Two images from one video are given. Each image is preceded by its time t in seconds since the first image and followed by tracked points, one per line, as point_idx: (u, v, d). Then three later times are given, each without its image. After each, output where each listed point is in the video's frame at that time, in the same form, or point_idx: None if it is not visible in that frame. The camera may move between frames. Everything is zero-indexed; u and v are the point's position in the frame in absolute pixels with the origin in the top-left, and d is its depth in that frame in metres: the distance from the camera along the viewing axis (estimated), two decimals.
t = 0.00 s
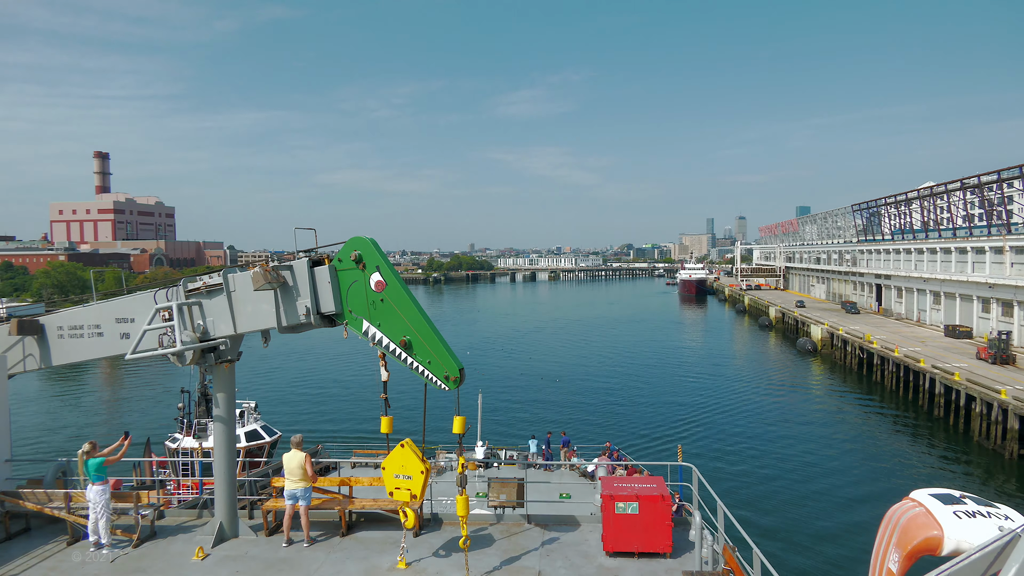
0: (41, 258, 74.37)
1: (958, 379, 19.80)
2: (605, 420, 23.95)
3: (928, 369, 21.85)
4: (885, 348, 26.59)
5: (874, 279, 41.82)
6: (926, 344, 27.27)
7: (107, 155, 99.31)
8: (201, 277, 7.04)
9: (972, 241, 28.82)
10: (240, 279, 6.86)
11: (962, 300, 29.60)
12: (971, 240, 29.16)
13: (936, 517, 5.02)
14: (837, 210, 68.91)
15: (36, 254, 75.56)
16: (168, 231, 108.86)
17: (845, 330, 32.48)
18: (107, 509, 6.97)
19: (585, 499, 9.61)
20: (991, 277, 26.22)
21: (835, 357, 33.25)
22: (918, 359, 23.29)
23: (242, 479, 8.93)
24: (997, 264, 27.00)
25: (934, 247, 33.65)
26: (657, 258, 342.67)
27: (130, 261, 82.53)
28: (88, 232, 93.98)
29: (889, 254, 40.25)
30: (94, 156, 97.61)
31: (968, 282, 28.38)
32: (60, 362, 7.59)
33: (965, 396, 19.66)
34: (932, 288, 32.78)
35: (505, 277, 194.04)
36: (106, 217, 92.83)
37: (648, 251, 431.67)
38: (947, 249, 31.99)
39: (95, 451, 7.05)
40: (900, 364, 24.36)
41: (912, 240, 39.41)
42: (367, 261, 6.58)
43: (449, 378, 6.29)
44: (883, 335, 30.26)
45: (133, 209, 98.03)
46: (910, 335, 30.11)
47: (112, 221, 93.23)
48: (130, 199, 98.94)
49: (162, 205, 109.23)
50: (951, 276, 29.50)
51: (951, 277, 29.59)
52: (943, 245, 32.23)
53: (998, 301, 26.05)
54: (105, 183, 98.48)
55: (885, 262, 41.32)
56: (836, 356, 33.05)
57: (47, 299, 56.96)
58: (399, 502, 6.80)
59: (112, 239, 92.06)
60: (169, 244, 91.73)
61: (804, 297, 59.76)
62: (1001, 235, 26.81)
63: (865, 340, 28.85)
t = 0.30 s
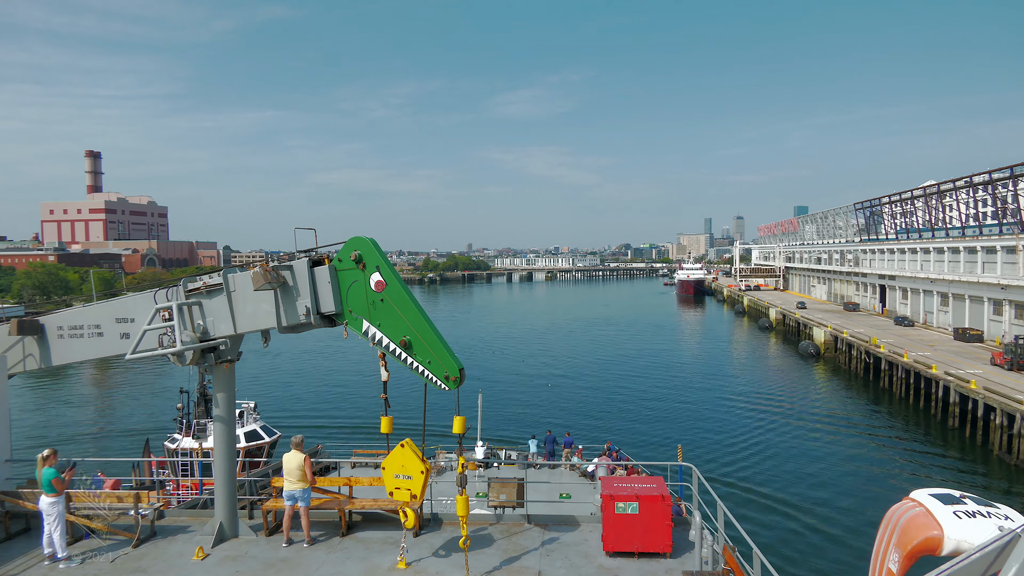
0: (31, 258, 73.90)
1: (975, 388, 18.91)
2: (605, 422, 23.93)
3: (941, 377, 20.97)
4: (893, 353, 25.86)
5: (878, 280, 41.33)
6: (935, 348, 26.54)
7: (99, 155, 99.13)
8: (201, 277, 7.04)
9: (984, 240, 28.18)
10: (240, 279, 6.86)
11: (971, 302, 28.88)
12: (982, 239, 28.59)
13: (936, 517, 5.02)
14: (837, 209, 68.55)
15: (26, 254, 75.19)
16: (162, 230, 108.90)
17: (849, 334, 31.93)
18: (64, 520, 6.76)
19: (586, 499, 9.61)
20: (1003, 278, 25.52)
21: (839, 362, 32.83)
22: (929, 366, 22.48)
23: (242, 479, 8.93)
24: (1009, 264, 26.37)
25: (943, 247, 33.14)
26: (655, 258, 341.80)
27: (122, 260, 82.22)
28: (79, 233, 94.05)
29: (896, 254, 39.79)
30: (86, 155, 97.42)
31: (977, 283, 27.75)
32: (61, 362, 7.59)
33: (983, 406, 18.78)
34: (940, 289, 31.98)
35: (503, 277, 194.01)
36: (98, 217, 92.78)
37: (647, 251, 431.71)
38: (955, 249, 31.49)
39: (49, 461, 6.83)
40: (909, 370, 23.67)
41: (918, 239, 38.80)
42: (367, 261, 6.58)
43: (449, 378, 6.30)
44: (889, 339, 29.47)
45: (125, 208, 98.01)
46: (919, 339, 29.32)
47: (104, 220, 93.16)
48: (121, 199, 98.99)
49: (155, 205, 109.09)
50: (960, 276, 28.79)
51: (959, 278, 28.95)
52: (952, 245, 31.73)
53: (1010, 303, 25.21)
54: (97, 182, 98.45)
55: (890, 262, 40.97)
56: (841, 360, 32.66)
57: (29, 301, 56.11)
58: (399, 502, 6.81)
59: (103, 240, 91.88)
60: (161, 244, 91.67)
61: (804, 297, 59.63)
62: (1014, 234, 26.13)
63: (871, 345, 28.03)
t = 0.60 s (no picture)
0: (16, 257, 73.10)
1: (989, 399, 18.29)
2: (604, 424, 23.91)
3: (952, 386, 20.34)
4: (899, 359, 25.40)
5: (879, 281, 41.10)
6: (942, 354, 26.10)
7: (88, 153, 98.99)
8: (201, 277, 7.04)
9: (991, 240, 27.90)
10: (240, 279, 6.86)
11: (978, 305, 28.55)
12: (988, 240, 28.30)
13: (936, 517, 5.02)
14: (835, 209, 68.38)
15: (13, 254, 74.43)
16: (151, 229, 108.82)
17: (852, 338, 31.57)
18: (65, 521, 6.76)
19: (586, 499, 9.61)
20: (1012, 280, 25.19)
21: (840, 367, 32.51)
22: (939, 374, 21.87)
23: (242, 479, 8.93)
24: (1017, 265, 26.09)
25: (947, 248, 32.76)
26: (653, 258, 341.94)
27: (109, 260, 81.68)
28: (67, 232, 93.73)
29: (898, 254, 39.51)
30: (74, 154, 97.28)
31: (985, 286, 27.41)
32: (61, 362, 7.59)
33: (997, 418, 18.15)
34: (943, 291, 31.79)
35: (499, 277, 193.98)
36: (87, 216, 92.59)
37: (645, 251, 431.75)
38: (960, 250, 31.27)
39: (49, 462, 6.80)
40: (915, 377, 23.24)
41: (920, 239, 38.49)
42: (367, 261, 6.58)
43: (449, 378, 6.30)
44: (893, 344, 29.04)
45: (114, 207, 97.91)
46: (924, 344, 28.91)
47: (92, 219, 92.90)
48: (110, 198, 98.99)
49: (145, 204, 108.94)
50: (967, 279, 28.50)
51: (966, 280, 28.60)
52: (956, 246, 31.44)
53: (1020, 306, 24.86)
54: (85, 181, 98.38)
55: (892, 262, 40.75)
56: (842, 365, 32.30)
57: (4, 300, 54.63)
58: (399, 502, 6.81)
59: (91, 239, 91.46)
60: (150, 244, 91.42)
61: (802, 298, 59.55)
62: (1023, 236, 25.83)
63: (875, 350, 27.61)
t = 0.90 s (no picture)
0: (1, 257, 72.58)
1: (1002, 409, 17.56)
2: (603, 426, 23.89)
3: (961, 396, 19.65)
4: (903, 365, 24.87)
5: (878, 282, 40.90)
6: (947, 360, 25.61)
7: (75, 151, 98.91)
8: (201, 277, 7.04)
9: (996, 240, 27.71)
10: (240, 279, 6.86)
11: (983, 307, 28.27)
12: (994, 240, 28.08)
13: (936, 516, 5.02)
14: (831, 208, 68.30)
15: None
16: (139, 230, 108.66)
17: (852, 343, 31.26)
18: (66, 521, 6.77)
19: (585, 499, 9.62)
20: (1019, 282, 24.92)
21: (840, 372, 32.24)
22: (947, 382, 21.20)
23: (242, 479, 8.93)
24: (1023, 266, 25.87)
25: (950, 248, 32.74)
26: (650, 258, 342.12)
27: (96, 260, 81.32)
28: (54, 231, 93.71)
29: (898, 255, 39.32)
30: (61, 152, 97.15)
31: (992, 287, 27.09)
32: (61, 362, 7.59)
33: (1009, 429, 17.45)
34: (946, 293, 31.66)
35: (495, 277, 194.00)
36: (72, 216, 92.54)
37: (642, 251, 431.85)
38: (964, 250, 31.13)
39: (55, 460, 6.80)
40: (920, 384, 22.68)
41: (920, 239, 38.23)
42: (367, 261, 6.58)
43: (449, 378, 6.30)
44: (895, 350, 28.65)
45: (101, 207, 98.01)
46: (927, 349, 28.56)
47: (78, 219, 92.80)
48: (98, 197, 99.02)
49: (133, 203, 108.83)
50: (972, 281, 28.28)
51: (971, 282, 28.35)
52: (959, 246, 31.22)
53: None
54: (72, 179, 98.26)
55: (891, 262, 40.56)
56: (842, 371, 31.98)
57: None
58: (399, 502, 6.81)
59: (78, 239, 91.30)
60: (137, 244, 91.33)
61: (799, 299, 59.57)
62: None
63: (878, 355, 27.20)
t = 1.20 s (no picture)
0: None
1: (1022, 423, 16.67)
2: (603, 427, 23.90)
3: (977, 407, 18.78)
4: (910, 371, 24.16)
5: (880, 283, 40.84)
6: (956, 366, 25.02)
7: (64, 151, 98.84)
8: (201, 277, 7.05)
9: (1004, 239, 27.42)
10: (240, 279, 6.86)
11: (991, 309, 28.00)
12: (1002, 239, 27.75)
13: (936, 516, 5.02)
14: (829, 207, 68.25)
15: None
16: (128, 230, 108.57)
17: (855, 347, 30.75)
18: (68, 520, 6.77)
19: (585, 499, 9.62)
20: None
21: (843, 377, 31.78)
22: (960, 391, 20.34)
23: (242, 479, 8.93)
24: None
25: (955, 247, 32.61)
26: (649, 258, 342.09)
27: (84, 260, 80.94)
28: (41, 232, 93.28)
29: (900, 255, 39.13)
30: (49, 151, 97.05)
31: (1002, 288, 26.72)
32: (61, 362, 7.59)
33: None
34: (952, 295, 31.50)
35: (491, 277, 194.02)
36: (61, 216, 92.26)
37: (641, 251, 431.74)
38: (970, 251, 30.92)
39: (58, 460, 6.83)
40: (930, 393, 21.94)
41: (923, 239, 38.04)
42: (366, 261, 6.58)
43: (449, 378, 6.30)
44: (901, 354, 28.15)
45: (90, 207, 97.92)
46: (934, 353, 28.15)
47: (67, 219, 92.55)
48: (87, 197, 98.93)
49: (122, 204, 108.82)
50: (980, 281, 27.98)
51: (980, 283, 28.05)
52: (966, 246, 30.98)
53: None
54: (60, 179, 98.23)
55: (892, 263, 40.47)
56: (845, 376, 31.50)
57: None
58: (399, 502, 6.81)
59: (66, 239, 91.06)
60: (127, 244, 91.17)
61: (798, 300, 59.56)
62: None
63: (883, 361, 26.64)
